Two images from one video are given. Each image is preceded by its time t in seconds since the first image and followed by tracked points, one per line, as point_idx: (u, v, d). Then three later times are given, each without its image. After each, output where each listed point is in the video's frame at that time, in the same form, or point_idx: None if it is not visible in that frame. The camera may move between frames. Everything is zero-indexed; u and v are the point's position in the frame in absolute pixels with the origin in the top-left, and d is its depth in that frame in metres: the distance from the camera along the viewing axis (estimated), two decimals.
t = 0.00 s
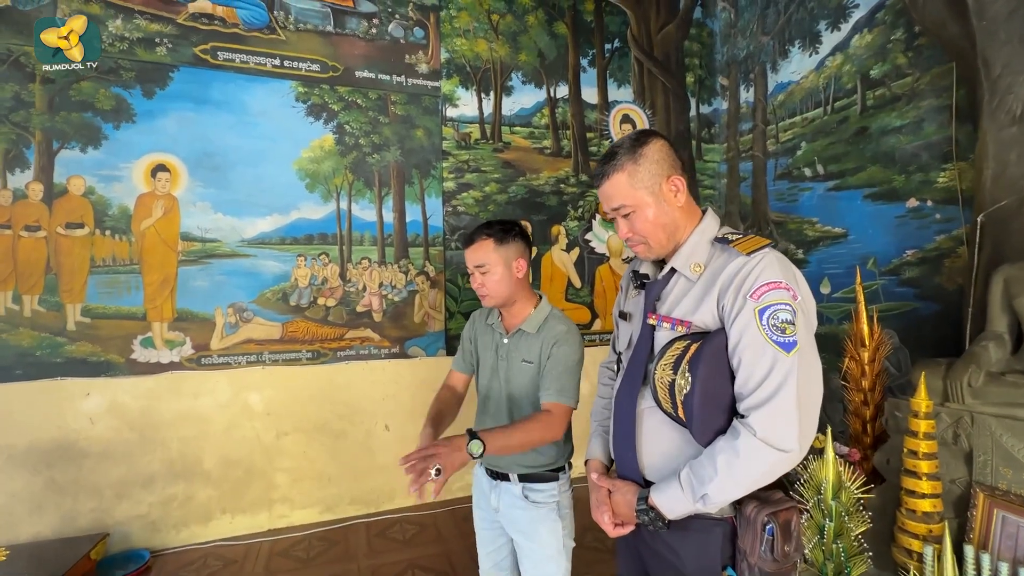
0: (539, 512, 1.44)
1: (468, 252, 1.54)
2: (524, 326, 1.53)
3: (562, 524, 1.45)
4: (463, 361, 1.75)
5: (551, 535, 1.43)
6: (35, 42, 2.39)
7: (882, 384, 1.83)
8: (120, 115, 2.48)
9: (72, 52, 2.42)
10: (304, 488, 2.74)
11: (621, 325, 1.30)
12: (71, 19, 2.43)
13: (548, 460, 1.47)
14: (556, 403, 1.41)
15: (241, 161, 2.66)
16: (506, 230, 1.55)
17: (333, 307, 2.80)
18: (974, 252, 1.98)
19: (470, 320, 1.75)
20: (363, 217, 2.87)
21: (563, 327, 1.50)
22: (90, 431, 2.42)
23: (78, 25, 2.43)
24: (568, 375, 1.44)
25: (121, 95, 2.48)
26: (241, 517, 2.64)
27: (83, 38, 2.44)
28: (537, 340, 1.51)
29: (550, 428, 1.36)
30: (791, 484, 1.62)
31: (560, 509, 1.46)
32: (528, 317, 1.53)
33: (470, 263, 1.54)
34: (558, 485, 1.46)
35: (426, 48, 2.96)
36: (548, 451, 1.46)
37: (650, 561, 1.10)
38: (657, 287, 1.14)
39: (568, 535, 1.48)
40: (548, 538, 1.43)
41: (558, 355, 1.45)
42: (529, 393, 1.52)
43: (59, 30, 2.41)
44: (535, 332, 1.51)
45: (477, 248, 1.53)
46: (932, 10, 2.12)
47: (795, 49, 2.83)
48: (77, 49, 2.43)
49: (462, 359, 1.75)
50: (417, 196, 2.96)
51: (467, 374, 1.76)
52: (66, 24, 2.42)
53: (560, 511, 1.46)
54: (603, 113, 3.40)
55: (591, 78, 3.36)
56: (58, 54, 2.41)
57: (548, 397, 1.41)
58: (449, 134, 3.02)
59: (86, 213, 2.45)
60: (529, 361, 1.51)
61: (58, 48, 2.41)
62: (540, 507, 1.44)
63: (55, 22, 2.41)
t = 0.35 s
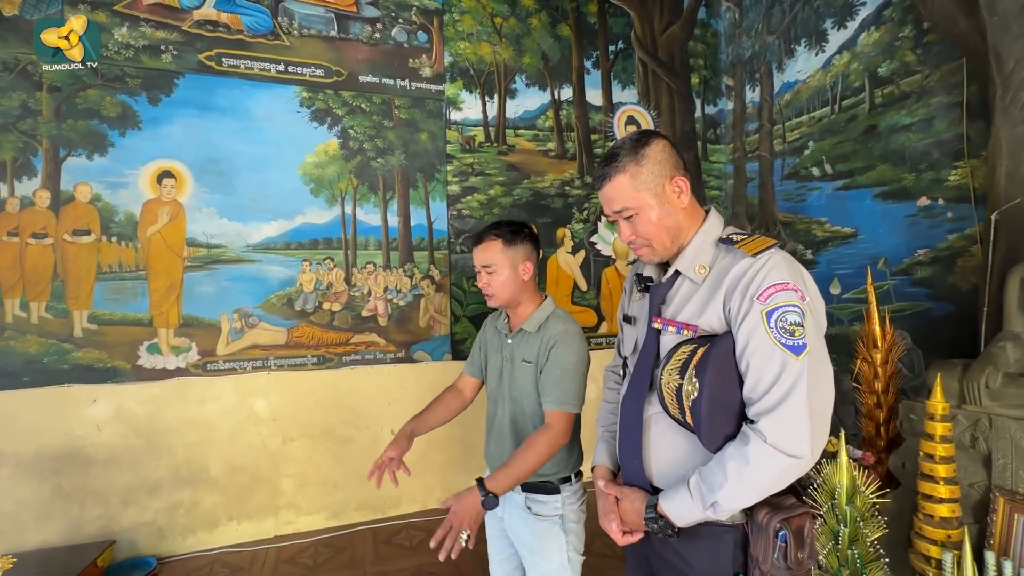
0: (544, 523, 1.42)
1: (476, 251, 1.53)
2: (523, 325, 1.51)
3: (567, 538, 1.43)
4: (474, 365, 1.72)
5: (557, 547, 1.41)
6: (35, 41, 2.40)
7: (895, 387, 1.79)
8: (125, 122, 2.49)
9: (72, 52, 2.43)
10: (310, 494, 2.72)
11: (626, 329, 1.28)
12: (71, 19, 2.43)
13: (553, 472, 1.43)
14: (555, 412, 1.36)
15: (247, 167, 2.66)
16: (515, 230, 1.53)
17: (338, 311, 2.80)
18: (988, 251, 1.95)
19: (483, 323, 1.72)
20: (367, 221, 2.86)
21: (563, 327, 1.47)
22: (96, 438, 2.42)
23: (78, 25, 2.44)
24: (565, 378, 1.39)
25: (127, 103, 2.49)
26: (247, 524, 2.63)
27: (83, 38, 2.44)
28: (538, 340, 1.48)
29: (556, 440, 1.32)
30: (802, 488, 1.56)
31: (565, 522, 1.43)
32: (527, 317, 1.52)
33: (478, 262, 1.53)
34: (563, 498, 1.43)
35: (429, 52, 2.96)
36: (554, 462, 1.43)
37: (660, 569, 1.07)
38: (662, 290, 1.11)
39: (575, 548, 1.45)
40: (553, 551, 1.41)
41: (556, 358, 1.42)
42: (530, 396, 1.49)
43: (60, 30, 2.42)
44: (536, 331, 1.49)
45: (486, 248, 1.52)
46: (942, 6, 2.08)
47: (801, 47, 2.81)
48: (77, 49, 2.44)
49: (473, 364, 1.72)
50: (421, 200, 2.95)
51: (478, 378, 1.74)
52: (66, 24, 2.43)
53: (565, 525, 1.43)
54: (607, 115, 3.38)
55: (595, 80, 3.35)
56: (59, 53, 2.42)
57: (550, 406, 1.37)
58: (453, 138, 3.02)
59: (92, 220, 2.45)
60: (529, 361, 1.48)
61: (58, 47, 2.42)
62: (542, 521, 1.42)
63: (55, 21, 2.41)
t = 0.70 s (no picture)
0: (546, 526, 1.41)
1: (481, 260, 1.50)
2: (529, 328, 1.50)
3: (570, 540, 1.41)
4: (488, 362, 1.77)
5: (559, 550, 1.40)
6: (36, 42, 2.40)
7: (900, 386, 1.78)
8: (126, 127, 2.49)
9: (73, 52, 2.44)
10: (312, 498, 2.72)
11: (627, 330, 1.27)
12: (71, 19, 2.44)
13: (552, 471, 1.43)
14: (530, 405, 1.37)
15: (248, 171, 2.66)
16: (522, 234, 1.51)
17: (339, 314, 2.79)
18: (992, 249, 1.93)
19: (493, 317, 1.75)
20: (368, 224, 2.86)
21: (562, 328, 1.47)
22: (98, 443, 2.41)
23: (78, 25, 2.44)
24: (549, 378, 1.39)
25: (128, 108, 2.49)
26: (249, 528, 2.62)
27: (83, 38, 2.45)
28: (535, 340, 1.49)
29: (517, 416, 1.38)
30: (807, 488, 1.54)
31: (568, 525, 1.42)
32: (534, 321, 1.51)
33: (484, 270, 1.50)
34: (565, 499, 1.42)
35: (429, 55, 2.96)
36: (553, 459, 1.44)
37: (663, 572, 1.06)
38: (662, 290, 1.10)
39: (578, 550, 1.44)
40: (556, 553, 1.40)
41: (544, 357, 1.42)
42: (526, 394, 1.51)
43: (60, 30, 2.43)
44: (539, 335, 1.49)
45: (493, 255, 1.49)
46: (943, 4, 2.07)
47: (801, 47, 2.80)
48: (77, 49, 2.44)
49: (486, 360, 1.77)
50: (422, 202, 2.95)
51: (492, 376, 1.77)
52: (67, 24, 2.44)
53: (567, 528, 1.42)
54: (607, 116, 3.37)
55: (595, 81, 3.34)
56: (59, 54, 2.43)
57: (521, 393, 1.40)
58: (453, 140, 3.01)
59: (93, 225, 2.45)
60: (525, 360, 1.51)
61: (58, 47, 2.42)
62: (545, 522, 1.41)
63: (55, 22, 2.42)
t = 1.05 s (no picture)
0: (546, 521, 1.40)
1: (479, 255, 1.51)
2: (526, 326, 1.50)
3: (570, 534, 1.41)
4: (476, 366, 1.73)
5: (560, 544, 1.40)
6: (35, 41, 2.40)
7: (901, 383, 1.77)
8: (124, 129, 2.49)
9: (72, 52, 2.44)
10: (313, 499, 2.71)
11: (628, 328, 1.27)
12: (71, 19, 2.44)
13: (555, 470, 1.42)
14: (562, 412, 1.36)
15: (247, 172, 2.66)
16: (521, 233, 1.52)
17: (339, 315, 2.79)
18: (992, 245, 1.93)
19: (482, 321, 1.72)
20: (367, 225, 2.86)
21: (567, 328, 1.46)
22: (98, 445, 2.41)
23: (78, 25, 2.44)
24: (570, 378, 1.39)
25: (126, 110, 2.49)
26: (250, 529, 2.62)
27: (82, 37, 2.45)
28: (541, 341, 1.47)
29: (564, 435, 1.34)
30: (808, 485, 1.54)
31: (569, 519, 1.42)
32: (530, 319, 1.51)
33: (482, 266, 1.51)
34: (566, 493, 1.42)
35: (427, 55, 2.95)
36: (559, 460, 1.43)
37: (665, 568, 1.06)
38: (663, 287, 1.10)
39: (579, 544, 1.44)
40: (557, 548, 1.39)
41: (559, 357, 1.41)
42: (533, 396, 1.49)
43: (60, 30, 2.43)
44: (539, 332, 1.48)
45: (492, 251, 1.49)
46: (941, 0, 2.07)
47: (799, 44, 2.79)
48: (77, 49, 2.44)
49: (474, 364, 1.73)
50: (420, 203, 2.95)
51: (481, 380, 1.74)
52: (66, 24, 2.44)
53: (568, 521, 1.42)
54: (606, 115, 3.37)
55: (593, 80, 3.34)
56: (59, 54, 2.43)
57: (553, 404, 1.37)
58: (452, 140, 3.01)
59: (92, 227, 2.45)
60: (531, 362, 1.48)
61: (58, 47, 2.42)
62: (546, 516, 1.41)
63: (55, 22, 2.42)
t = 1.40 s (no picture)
0: (550, 513, 1.41)
1: (462, 260, 1.49)
2: (521, 321, 1.51)
3: (571, 524, 1.43)
4: (461, 376, 1.64)
5: (563, 536, 1.41)
6: (35, 41, 2.40)
7: (897, 379, 1.79)
8: (121, 129, 2.49)
9: (72, 52, 2.44)
10: (312, 499, 2.72)
11: (627, 324, 1.28)
12: (71, 18, 2.44)
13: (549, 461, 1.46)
14: (574, 398, 1.44)
15: (244, 172, 2.66)
16: (501, 235, 1.51)
17: (337, 315, 2.79)
18: (986, 242, 1.94)
19: (463, 323, 1.68)
20: (365, 224, 2.86)
21: (562, 321, 1.50)
22: (97, 446, 2.41)
23: (78, 25, 2.44)
24: (577, 365, 1.46)
25: (122, 110, 2.49)
26: (250, 529, 2.63)
27: (82, 38, 2.45)
28: (539, 334, 1.49)
29: (576, 415, 1.43)
30: (804, 482, 1.56)
31: (569, 509, 1.45)
32: (522, 316, 1.51)
33: (465, 269, 1.49)
34: (566, 484, 1.45)
35: (423, 54, 2.95)
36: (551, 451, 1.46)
37: (664, 562, 1.07)
38: (661, 285, 1.11)
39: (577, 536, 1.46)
40: (560, 540, 1.40)
41: (565, 347, 1.46)
42: (535, 390, 1.49)
43: (60, 30, 2.43)
44: (535, 326, 1.50)
45: (473, 254, 1.48)
46: None
47: (795, 42, 2.80)
48: (77, 49, 2.44)
49: (459, 373, 1.63)
50: (418, 202, 2.95)
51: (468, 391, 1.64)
52: (66, 24, 2.44)
53: (569, 511, 1.44)
54: (603, 114, 3.38)
55: (590, 79, 3.35)
56: (59, 54, 2.43)
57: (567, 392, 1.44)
58: (449, 139, 3.01)
59: (89, 228, 2.45)
60: (533, 355, 1.48)
61: (58, 47, 2.43)
62: (550, 508, 1.41)
63: (54, 22, 2.42)
